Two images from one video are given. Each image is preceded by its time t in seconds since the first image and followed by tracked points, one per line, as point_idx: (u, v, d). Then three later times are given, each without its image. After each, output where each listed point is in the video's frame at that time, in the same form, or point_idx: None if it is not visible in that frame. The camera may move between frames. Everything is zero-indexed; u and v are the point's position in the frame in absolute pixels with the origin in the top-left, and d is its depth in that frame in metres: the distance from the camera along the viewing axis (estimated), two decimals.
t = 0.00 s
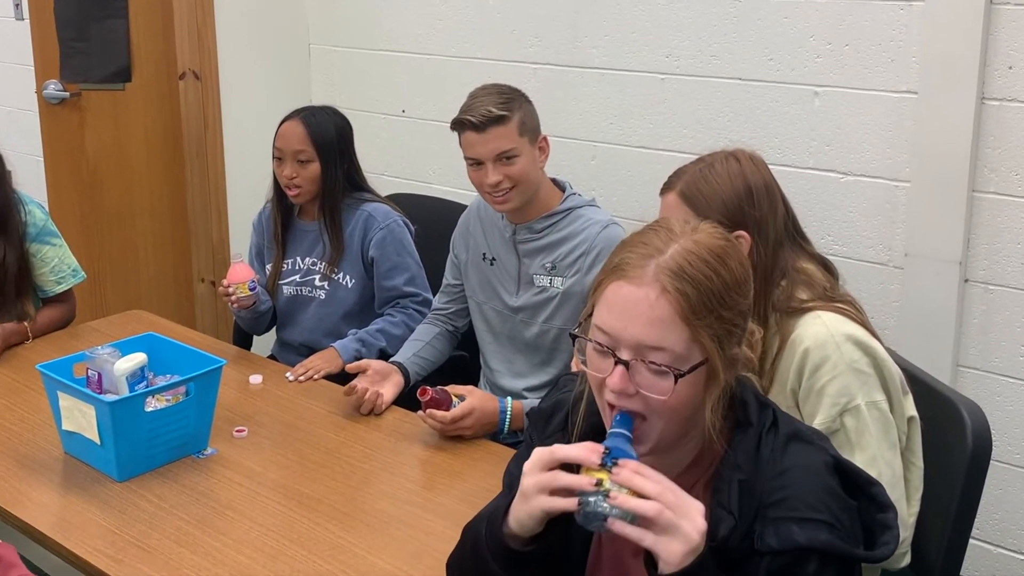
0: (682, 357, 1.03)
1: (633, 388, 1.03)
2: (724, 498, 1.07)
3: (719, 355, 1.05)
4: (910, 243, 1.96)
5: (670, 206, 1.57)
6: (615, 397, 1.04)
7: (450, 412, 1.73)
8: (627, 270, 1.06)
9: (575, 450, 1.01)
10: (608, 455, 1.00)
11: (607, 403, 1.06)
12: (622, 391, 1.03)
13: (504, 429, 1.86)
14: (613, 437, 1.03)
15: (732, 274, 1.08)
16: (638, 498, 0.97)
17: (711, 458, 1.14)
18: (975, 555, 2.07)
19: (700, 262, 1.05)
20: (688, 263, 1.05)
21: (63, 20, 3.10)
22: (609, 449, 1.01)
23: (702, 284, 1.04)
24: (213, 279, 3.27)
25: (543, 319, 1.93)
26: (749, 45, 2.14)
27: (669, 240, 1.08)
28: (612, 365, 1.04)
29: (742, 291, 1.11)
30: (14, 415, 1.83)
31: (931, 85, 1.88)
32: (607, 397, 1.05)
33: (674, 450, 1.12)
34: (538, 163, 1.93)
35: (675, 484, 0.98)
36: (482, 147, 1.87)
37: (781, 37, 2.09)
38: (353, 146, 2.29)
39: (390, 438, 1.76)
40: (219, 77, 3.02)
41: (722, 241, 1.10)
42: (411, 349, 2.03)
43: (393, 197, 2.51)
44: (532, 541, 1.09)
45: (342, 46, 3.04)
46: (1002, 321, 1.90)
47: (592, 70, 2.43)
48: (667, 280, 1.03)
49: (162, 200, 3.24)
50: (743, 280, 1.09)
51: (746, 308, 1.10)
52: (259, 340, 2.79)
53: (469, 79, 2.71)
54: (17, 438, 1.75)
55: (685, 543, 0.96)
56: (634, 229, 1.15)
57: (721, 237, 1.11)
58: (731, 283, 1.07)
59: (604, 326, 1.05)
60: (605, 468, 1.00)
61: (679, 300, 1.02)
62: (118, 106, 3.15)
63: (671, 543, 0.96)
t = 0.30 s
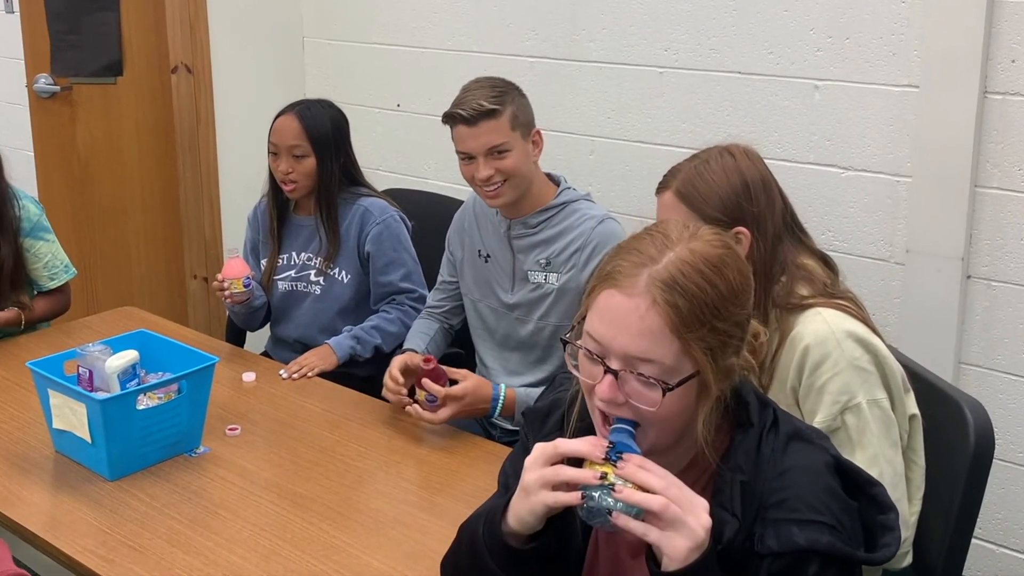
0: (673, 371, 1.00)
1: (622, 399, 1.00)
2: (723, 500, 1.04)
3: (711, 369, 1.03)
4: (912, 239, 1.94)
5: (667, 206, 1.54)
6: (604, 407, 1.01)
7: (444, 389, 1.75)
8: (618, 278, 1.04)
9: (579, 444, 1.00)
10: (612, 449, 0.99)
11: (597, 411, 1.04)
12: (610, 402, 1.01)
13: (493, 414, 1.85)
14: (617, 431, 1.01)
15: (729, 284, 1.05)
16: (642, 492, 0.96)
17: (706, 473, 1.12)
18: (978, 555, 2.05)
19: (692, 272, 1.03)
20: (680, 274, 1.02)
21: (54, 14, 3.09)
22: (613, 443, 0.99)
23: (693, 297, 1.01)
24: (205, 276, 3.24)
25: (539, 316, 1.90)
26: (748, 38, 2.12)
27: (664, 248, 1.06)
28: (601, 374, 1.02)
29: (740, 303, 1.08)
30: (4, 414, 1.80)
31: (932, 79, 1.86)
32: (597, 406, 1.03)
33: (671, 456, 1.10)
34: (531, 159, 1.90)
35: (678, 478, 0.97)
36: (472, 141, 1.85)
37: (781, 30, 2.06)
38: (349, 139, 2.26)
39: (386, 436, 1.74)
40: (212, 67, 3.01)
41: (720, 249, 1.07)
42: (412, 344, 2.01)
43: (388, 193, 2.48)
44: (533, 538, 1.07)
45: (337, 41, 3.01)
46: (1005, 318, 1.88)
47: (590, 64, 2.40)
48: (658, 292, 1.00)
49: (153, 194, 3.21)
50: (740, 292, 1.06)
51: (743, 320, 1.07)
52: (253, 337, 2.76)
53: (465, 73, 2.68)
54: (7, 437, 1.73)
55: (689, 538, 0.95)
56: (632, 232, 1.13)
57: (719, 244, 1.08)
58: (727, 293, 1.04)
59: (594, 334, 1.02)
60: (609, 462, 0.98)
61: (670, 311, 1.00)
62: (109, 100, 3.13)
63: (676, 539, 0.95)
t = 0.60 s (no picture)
0: (670, 375, 0.98)
1: (618, 403, 0.98)
2: (720, 501, 1.02)
3: (709, 372, 1.00)
4: (914, 235, 1.91)
5: (663, 205, 1.52)
6: (600, 411, 0.99)
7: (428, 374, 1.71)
8: (613, 282, 1.01)
9: (572, 446, 0.98)
10: (606, 451, 0.96)
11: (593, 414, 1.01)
12: (606, 406, 0.98)
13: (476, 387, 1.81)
14: (612, 432, 0.99)
15: (726, 286, 1.03)
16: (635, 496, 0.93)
17: (704, 474, 1.10)
18: (981, 555, 2.03)
19: (689, 275, 1.00)
20: (676, 278, 1.00)
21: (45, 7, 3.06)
22: (607, 445, 0.97)
23: (690, 301, 0.99)
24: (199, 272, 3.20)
25: (534, 313, 1.88)
26: (747, 31, 2.09)
27: (659, 250, 1.03)
28: (596, 378, 1.00)
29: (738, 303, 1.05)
30: None
31: (934, 73, 1.83)
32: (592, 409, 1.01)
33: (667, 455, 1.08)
34: (497, 168, 1.86)
35: (673, 482, 0.94)
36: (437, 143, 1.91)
37: (781, 23, 2.04)
38: (347, 134, 2.24)
39: (381, 435, 1.71)
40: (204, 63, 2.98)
41: (718, 250, 1.04)
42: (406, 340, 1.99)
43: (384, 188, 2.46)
44: (527, 539, 1.05)
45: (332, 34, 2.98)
46: (1008, 315, 1.86)
47: (587, 58, 2.38)
48: (654, 296, 0.98)
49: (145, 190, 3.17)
50: (738, 293, 1.04)
51: (741, 321, 1.05)
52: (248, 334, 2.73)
53: (462, 67, 2.65)
54: None
55: (682, 543, 0.92)
56: (626, 231, 1.10)
57: (716, 244, 1.05)
58: (724, 296, 1.02)
59: (589, 338, 1.00)
60: (602, 464, 0.96)
61: (666, 317, 0.97)
62: (100, 94, 3.11)
63: (669, 544, 0.93)
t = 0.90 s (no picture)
0: (667, 374, 0.96)
1: (615, 403, 0.96)
2: (718, 501, 1.00)
3: (707, 371, 0.98)
4: (916, 231, 1.89)
5: (660, 202, 1.49)
6: (597, 412, 0.97)
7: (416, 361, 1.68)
8: (609, 280, 0.99)
9: (565, 451, 0.95)
10: (598, 456, 0.94)
11: (589, 414, 0.99)
12: (603, 406, 0.96)
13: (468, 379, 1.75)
14: (605, 437, 0.96)
15: (724, 284, 1.00)
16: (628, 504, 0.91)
17: (703, 474, 1.08)
18: (982, 555, 2.01)
19: (686, 273, 0.98)
20: (673, 275, 0.97)
21: None
22: (600, 450, 0.94)
23: (686, 299, 0.97)
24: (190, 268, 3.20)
25: (529, 310, 1.86)
26: (746, 24, 2.07)
27: (656, 247, 1.01)
28: (593, 378, 0.97)
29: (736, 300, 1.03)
30: None
31: (935, 66, 1.81)
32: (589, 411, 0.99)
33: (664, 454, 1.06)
34: (490, 161, 1.84)
35: (666, 487, 0.92)
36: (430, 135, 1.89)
37: (781, 15, 2.01)
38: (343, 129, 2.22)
39: (375, 433, 1.69)
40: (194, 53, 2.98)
41: (716, 247, 1.01)
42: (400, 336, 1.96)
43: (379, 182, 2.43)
44: (521, 542, 1.02)
45: (327, 28, 2.95)
46: (1011, 311, 1.84)
47: (584, 51, 2.35)
48: (651, 295, 0.96)
49: (133, 187, 3.16)
50: (736, 290, 1.02)
51: (739, 318, 1.03)
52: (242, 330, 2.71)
53: (457, 61, 2.63)
54: None
55: (676, 550, 0.90)
56: (622, 228, 1.08)
57: (713, 241, 1.03)
58: (722, 293, 1.00)
59: (586, 337, 0.98)
60: (594, 471, 0.93)
61: (664, 316, 0.95)
62: (91, 89, 3.04)
63: (663, 552, 0.90)
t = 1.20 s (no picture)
0: (667, 369, 0.94)
1: (613, 399, 0.93)
2: (715, 503, 0.97)
3: (706, 368, 0.96)
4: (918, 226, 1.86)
5: (658, 196, 1.47)
6: (594, 408, 0.94)
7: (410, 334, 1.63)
8: (609, 273, 0.96)
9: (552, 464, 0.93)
10: (585, 469, 0.91)
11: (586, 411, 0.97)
12: (601, 402, 0.93)
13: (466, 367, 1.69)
14: (593, 447, 0.93)
15: (725, 279, 0.98)
16: (617, 516, 0.88)
17: (701, 474, 1.06)
18: (984, 555, 1.98)
19: (687, 267, 0.96)
20: (674, 269, 0.95)
21: None
22: (586, 462, 0.92)
23: (687, 293, 0.94)
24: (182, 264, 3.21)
25: (526, 306, 1.83)
26: (745, 17, 2.04)
27: (656, 241, 0.98)
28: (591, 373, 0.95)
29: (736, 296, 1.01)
30: None
31: (937, 59, 1.79)
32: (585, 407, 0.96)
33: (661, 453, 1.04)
34: (493, 154, 1.83)
35: (656, 495, 0.89)
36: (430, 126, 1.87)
37: (781, 8, 1.99)
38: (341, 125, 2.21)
39: (369, 431, 1.66)
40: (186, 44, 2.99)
41: (716, 242, 0.99)
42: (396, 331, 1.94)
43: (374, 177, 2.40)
44: (513, 546, 1.00)
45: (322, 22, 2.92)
46: (1014, 308, 1.81)
47: (582, 45, 2.33)
48: (651, 288, 0.93)
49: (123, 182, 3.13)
50: (736, 285, 0.99)
51: (740, 315, 1.00)
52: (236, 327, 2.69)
53: (454, 55, 2.60)
54: None
55: (671, 558, 0.86)
56: (619, 222, 1.05)
57: (713, 235, 1.00)
58: (722, 289, 0.97)
59: (584, 331, 0.95)
60: (582, 484, 0.91)
61: (664, 309, 0.93)
62: (82, 82, 2.98)
63: (657, 562, 0.87)
